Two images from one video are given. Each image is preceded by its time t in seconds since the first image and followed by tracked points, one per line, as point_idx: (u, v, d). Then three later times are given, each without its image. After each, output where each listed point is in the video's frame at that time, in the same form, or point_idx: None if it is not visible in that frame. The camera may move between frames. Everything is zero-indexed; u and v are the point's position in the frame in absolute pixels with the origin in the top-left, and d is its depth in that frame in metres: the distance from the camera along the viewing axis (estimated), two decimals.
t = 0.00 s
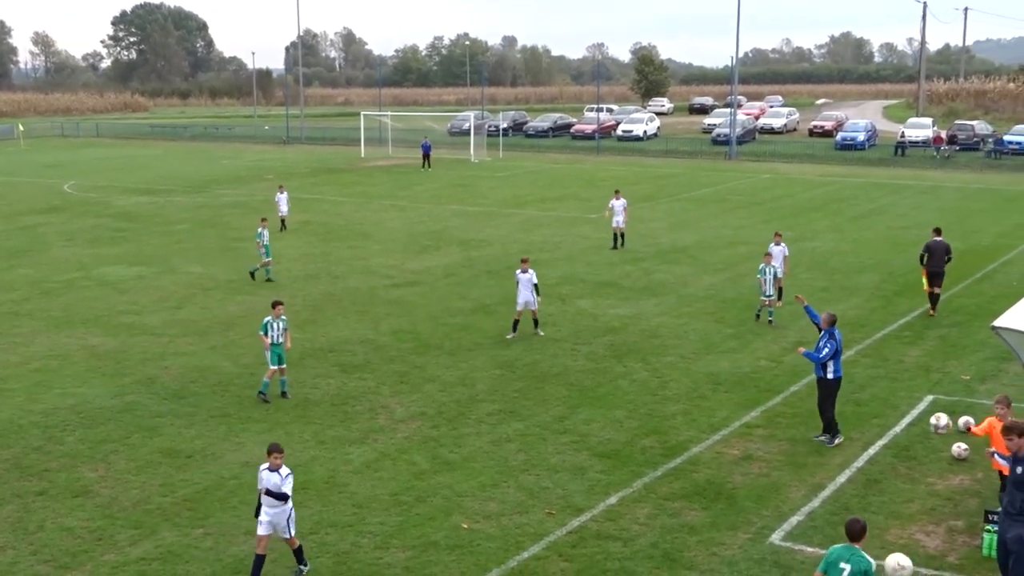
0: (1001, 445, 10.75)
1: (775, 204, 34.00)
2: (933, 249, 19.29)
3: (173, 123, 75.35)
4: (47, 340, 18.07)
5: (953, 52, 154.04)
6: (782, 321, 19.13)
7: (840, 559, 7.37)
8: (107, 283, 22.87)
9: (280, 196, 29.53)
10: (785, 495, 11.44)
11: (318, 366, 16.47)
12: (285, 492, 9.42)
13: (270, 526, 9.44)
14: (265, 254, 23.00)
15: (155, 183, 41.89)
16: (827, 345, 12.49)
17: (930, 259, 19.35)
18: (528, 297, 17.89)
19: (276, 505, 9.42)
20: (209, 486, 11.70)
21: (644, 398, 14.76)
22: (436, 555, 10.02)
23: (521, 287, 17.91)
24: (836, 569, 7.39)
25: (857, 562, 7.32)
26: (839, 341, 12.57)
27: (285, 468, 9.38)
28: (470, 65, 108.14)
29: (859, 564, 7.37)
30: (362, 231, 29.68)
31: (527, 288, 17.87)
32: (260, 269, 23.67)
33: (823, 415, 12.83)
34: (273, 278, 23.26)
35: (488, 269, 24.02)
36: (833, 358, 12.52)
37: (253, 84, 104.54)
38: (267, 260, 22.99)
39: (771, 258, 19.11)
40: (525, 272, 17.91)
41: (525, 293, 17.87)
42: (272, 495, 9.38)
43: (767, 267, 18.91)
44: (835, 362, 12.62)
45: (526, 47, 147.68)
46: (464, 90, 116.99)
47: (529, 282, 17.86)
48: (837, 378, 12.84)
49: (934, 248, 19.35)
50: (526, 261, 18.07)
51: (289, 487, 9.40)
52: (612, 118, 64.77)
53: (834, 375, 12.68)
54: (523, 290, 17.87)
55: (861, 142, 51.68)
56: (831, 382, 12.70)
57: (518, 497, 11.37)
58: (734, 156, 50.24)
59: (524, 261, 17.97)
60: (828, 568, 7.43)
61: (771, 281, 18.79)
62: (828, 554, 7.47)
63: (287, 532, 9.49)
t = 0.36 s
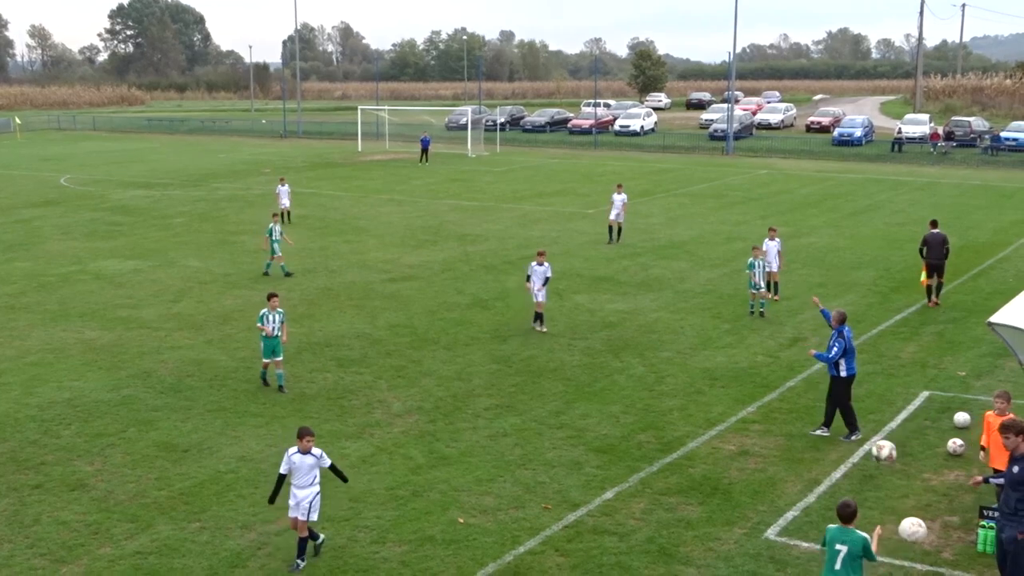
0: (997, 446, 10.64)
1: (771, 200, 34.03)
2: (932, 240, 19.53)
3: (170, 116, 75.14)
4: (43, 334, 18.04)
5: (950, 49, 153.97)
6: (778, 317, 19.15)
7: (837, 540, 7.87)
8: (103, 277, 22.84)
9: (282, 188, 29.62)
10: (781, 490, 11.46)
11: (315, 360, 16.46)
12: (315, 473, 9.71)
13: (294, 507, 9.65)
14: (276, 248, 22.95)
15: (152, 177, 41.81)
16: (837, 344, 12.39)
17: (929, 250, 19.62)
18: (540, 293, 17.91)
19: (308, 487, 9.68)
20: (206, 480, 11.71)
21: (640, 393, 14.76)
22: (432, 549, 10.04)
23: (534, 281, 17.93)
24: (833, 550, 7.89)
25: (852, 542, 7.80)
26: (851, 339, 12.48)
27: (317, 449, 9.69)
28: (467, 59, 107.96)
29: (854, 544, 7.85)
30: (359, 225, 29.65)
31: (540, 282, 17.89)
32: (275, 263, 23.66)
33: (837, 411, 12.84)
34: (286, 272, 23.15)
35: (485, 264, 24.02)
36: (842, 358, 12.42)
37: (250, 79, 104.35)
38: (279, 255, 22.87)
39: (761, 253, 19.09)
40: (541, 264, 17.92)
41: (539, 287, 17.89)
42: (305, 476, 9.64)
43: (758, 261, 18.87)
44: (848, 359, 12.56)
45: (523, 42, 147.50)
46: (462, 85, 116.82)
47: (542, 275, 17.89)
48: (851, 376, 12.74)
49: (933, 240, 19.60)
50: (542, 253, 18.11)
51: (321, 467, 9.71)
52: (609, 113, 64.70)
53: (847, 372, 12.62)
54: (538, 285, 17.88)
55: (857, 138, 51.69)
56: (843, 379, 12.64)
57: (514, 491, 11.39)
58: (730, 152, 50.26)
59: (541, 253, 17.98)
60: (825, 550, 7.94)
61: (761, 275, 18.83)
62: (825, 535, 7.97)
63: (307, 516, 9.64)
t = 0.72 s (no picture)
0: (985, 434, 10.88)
1: (769, 197, 34.04)
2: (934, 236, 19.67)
3: (167, 111, 75.00)
4: (40, 329, 18.03)
5: (948, 47, 153.87)
6: (775, 314, 19.18)
7: (827, 519, 8.28)
8: (100, 273, 22.81)
9: (285, 183, 29.71)
10: (777, 487, 11.47)
11: (312, 357, 16.44)
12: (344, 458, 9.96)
13: (327, 492, 9.92)
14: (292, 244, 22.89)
15: (150, 172, 41.74)
16: (849, 340, 12.70)
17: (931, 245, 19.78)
18: (554, 291, 17.83)
19: (339, 470, 9.94)
20: (202, 476, 11.70)
21: (638, 390, 14.77)
22: (429, 546, 10.04)
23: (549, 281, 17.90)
24: (824, 528, 8.29)
25: (841, 519, 8.24)
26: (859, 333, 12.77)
27: (344, 433, 9.94)
28: (465, 56, 107.81)
29: (841, 520, 8.29)
30: (356, 222, 29.64)
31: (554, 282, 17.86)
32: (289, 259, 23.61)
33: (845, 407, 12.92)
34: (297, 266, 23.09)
35: (482, 260, 24.01)
36: (855, 352, 12.71)
37: (248, 75, 104.26)
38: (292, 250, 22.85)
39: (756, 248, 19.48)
40: (553, 264, 17.92)
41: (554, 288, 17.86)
42: (335, 461, 9.89)
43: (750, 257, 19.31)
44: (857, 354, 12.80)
45: (520, 39, 147.33)
46: (459, 81, 116.66)
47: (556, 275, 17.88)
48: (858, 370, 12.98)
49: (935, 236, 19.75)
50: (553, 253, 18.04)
51: (348, 451, 9.96)
52: (607, 110, 64.66)
53: (856, 367, 12.83)
54: (552, 284, 17.86)
55: (855, 135, 51.68)
56: (853, 374, 12.84)
57: (511, 488, 11.39)
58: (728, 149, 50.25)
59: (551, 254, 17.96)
60: (816, 529, 8.34)
61: (753, 271, 19.24)
62: (814, 516, 8.36)
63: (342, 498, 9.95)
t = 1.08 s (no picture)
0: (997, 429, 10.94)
1: (767, 195, 34.02)
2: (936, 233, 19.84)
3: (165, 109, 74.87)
4: (37, 326, 18.01)
5: (946, 45, 153.82)
6: (773, 312, 19.18)
7: (806, 496, 8.60)
8: (97, 270, 22.78)
9: (286, 179, 29.72)
10: (775, 486, 11.47)
11: (309, 355, 16.43)
12: (379, 448, 10.09)
13: (359, 480, 10.06)
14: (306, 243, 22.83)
15: (148, 170, 41.70)
16: (857, 336, 12.80)
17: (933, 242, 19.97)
18: (566, 289, 17.82)
19: (372, 460, 10.06)
20: (200, 474, 11.69)
21: (636, 388, 14.76)
22: (426, 543, 10.04)
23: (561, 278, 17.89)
24: (803, 505, 8.61)
25: (819, 495, 8.58)
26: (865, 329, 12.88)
27: (380, 424, 10.08)
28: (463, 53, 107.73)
29: (819, 497, 8.64)
30: (354, 220, 29.61)
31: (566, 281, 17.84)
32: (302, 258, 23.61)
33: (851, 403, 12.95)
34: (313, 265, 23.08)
35: (480, 258, 24.00)
36: (863, 349, 12.82)
37: (246, 72, 104.14)
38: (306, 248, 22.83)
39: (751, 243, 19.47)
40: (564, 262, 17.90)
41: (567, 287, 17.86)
42: (368, 450, 10.03)
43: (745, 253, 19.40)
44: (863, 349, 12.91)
45: (518, 37, 147.22)
46: (457, 79, 116.47)
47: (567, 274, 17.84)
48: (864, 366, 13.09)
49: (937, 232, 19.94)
50: (565, 252, 18.05)
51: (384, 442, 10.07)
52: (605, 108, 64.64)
53: (863, 363, 12.92)
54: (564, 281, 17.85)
55: (853, 133, 51.68)
56: (860, 369, 12.94)
57: (509, 486, 11.39)
58: (727, 147, 50.24)
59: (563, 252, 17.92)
60: (796, 505, 8.64)
61: (747, 266, 19.29)
62: (793, 493, 8.67)
63: (374, 488, 10.09)
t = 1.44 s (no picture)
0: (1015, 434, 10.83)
1: (766, 193, 34.00)
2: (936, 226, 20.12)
3: (163, 108, 74.74)
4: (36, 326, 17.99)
5: (946, 43, 153.79)
6: (772, 310, 19.17)
7: (786, 480, 8.95)
8: (96, 269, 22.75)
9: (290, 178, 29.72)
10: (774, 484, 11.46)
11: (308, 353, 16.42)
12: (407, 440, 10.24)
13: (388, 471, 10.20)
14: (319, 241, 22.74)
15: (146, 169, 41.64)
16: (860, 331, 12.91)
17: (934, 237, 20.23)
18: (581, 287, 17.91)
19: (402, 451, 10.22)
20: (199, 473, 11.68)
21: (635, 387, 14.76)
22: (426, 542, 10.04)
23: (576, 275, 18.00)
24: (785, 488, 8.95)
25: (798, 479, 8.93)
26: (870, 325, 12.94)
27: (408, 416, 10.21)
28: (461, 52, 107.64)
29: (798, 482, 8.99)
30: (353, 218, 29.59)
31: (583, 277, 17.94)
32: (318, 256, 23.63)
33: (857, 398, 13.09)
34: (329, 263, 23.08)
35: (479, 257, 23.99)
36: (866, 344, 12.89)
37: (244, 71, 103.99)
38: (321, 247, 22.77)
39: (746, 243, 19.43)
40: (583, 260, 17.98)
41: (581, 282, 17.92)
42: (399, 441, 10.16)
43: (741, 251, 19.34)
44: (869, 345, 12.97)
45: (517, 35, 147.08)
46: (456, 77, 116.34)
47: (586, 271, 17.96)
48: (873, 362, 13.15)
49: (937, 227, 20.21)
50: (586, 249, 18.20)
51: (411, 434, 10.24)
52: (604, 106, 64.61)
53: (868, 359, 13.00)
54: (579, 279, 17.93)
55: (852, 131, 51.67)
56: (866, 365, 13.02)
57: (508, 485, 11.38)
58: (725, 146, 50.26)
59: (584, 249, 18.11)
60: (777, 489, 8.97)
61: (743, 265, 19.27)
62: (774, 477, 9.01)
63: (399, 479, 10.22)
